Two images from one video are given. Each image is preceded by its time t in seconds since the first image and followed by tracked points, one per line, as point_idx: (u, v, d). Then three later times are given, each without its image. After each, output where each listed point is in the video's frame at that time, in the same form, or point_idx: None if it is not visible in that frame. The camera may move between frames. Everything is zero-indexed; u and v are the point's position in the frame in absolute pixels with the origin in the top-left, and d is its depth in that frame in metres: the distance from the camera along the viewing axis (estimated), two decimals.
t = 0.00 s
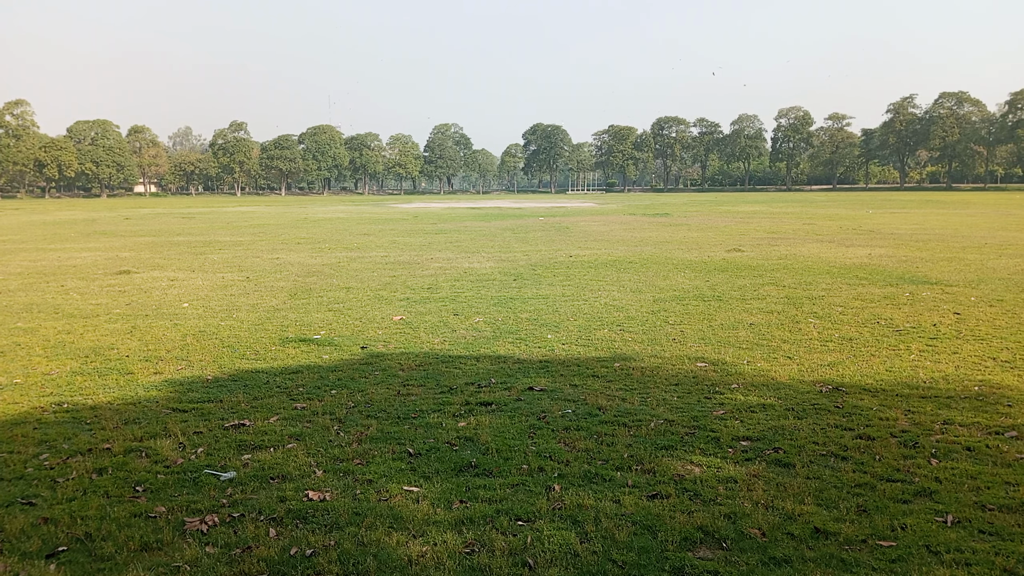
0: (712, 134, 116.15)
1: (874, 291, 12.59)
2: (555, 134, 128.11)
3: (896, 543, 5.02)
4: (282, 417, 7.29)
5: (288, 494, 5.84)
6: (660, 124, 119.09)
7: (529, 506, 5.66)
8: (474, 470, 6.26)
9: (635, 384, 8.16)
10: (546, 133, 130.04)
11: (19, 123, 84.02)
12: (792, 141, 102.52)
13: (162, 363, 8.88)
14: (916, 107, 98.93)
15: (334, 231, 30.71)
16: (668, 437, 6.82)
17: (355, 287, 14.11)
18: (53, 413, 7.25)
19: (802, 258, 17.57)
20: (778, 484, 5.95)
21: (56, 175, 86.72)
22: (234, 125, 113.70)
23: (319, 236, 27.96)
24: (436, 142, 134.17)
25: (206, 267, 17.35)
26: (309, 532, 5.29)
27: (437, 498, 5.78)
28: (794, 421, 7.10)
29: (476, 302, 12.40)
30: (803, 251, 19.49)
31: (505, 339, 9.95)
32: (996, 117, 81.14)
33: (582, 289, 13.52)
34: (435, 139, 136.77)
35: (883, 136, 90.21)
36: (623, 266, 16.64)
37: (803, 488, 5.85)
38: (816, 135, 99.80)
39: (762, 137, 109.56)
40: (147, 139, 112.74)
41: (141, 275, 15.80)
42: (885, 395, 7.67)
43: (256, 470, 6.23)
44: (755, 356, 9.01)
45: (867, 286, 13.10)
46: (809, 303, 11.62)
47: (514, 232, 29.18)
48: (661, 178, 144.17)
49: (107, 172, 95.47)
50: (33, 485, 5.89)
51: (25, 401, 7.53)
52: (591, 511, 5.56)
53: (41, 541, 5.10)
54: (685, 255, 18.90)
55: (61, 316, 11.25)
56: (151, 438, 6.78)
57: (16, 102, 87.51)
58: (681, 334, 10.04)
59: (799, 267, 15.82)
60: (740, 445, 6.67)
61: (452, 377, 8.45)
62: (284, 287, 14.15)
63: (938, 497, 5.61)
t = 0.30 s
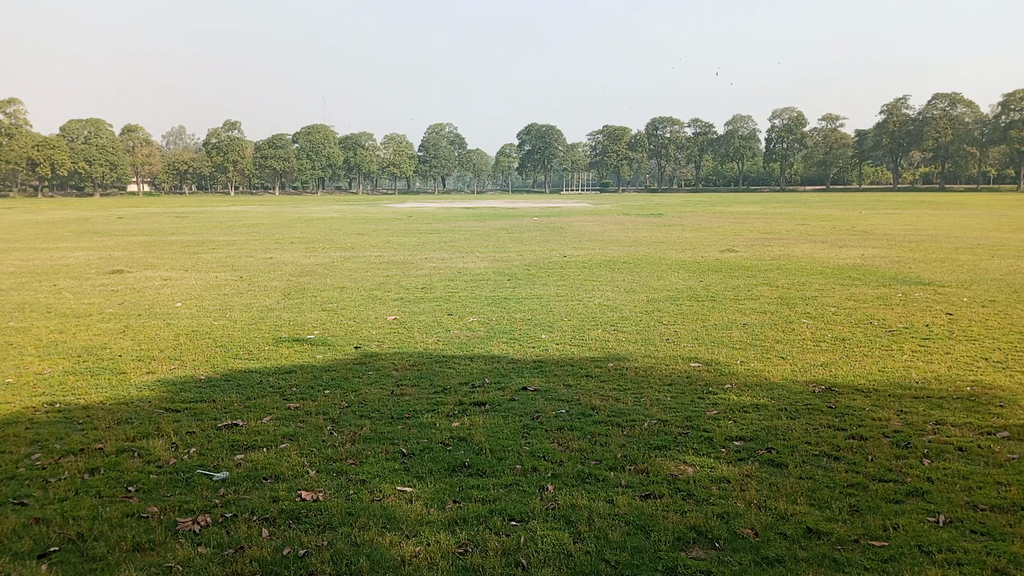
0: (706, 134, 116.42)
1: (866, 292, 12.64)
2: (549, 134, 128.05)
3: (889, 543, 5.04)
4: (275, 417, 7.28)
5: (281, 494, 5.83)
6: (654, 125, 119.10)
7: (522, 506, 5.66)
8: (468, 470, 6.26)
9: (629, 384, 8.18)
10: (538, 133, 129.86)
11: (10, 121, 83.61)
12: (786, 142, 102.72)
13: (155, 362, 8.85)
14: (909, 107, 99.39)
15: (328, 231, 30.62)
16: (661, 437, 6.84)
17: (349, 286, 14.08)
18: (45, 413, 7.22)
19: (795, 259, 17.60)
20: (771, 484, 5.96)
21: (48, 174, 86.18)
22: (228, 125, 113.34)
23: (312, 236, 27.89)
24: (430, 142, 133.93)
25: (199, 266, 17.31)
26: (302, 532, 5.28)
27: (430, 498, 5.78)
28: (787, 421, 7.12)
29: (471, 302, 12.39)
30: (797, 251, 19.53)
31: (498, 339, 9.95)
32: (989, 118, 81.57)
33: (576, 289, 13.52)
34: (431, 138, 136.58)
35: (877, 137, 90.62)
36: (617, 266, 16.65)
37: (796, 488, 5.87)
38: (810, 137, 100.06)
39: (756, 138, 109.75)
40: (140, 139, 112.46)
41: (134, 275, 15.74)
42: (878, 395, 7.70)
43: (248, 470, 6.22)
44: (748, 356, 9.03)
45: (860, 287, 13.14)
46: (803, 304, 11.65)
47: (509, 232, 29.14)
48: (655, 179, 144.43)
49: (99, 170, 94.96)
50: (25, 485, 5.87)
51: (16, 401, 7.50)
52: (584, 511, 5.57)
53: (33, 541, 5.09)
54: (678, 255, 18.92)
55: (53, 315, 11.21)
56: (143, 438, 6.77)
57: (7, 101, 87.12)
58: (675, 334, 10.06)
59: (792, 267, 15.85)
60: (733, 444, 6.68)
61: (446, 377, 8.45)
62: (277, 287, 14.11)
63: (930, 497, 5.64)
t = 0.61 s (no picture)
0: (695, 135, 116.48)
1: (856, 292, 12.70)
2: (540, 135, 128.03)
3: (878, 543, 5.06)
4: (266, 418, 7.27)
5: (271, 495, 5.82)
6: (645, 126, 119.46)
7: (513, 506, 5.67)
8: (459, 471, 6.26)
9: (620, 384, 8.19)
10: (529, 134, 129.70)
11: None
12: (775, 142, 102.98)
13: (145, 364, 8.82)
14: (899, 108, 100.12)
15: (319, 231, 30.60)
16: (652, 438, 6.85)
17: (340, 287, 14.06)
18: (34, 414, 7.19)
19: (786, 259, 17.68)
20: (761, 484, 5.98)
21: (36, 175, 85.68)
22: (218, 125, 113.04)
23: (303, 236, 27.85)
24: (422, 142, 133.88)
25: (189, 267, 17.27)
26: (292, 534, 5.27)
27: (421, 499, 5.78)
28: (777, 421, 7.15)
29: (462, 303, 12.40)
30: (787, 252, 19.63)
31: (490, 340, 9.95)
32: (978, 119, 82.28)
33: (568, 290, 13.54)
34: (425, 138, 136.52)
35: (866, 138, 91.15)
36: (609, 266, 16.69)
37: (786, 487, 5.89)
38: (800, 138, 100.37)
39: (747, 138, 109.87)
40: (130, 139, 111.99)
41: (124, 276, 15.69)
42: (867, 395, 7.73)
43: (239, 472, 6.21)
44: (739, 356, 9.06)
45: (850, 287, 13.20)
46: (793, 304, 11.71)
47: (500, 233, 29.17)
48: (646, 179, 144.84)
49: (89, 171, 94.53)
50: (13, 487, 5.84)
51: (4, 403, 7.46)
52: (575, 511, 5.58)
53: (21, 543, 5.06)
54: (669, 255, 18.97)
55: (42, 316, 11.17)
56: (132, 439, 6.75)
57: None
58: (666, 334, 10.08)
59: (783, 268, 15.92)
60: (724, 444, 6.71)
61: (438, 377, 8.46)
62: (268, 287, 14.08)
63: (920, 496, 5.67)
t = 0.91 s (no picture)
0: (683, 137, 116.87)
1: (843, 292, 12.78)
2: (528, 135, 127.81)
3: (863, 541, 5.10)
4: (252, 418, 7.25)
5: (257, 496, 5.80)
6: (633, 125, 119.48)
7: (501, 506, 5.67)
8: (447, 471, 6.27)
9: (607, 384, 8.21)
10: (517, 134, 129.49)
11: None
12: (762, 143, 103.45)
13: (130, 364, 8.78)
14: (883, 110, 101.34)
15: (307, 231, 30.51)
16: (639, 437, 6.87)
17: (327, 287, 14.03)
18: (17, 415, 7.14)
19: (772, 259, 17.79)
20: (747, 483, 6.01)
21: (21, 174, 84.90)
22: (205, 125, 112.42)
23: (291, 236, 27.78)
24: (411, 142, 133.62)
25: (176, 267, 17.19)
26: (279, 535, 5.25)
27: (408, 499, 5.77)
28: (764, 421, 7.18)
29: (450, 303, 12.40)
30: (774, 252, 19.76)
31: (477, 339, 9.96)
32: (962, 120, 83.32)
33: (555, 290, 13.56)
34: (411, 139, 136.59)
35: (852, 139, 91.86)
36: (597, 266, 16.73)
37: (772, 487, 5.92)
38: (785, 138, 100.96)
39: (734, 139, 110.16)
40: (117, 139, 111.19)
41: (109, 276, 15.59)
42: (853, 394, 7.78)
43: (224, 473, 6.18)
44: (726, 356, 9.10)
45: (837, 287, 13.28)
46: (780, 304, 11.77)
47: (488, 233, 29.20)
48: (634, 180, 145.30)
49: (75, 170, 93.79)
50: None
51: None
52: (563, 511, 5.59)
53: (4, 546, 5.02)
54: (657, 255, 19.04)
55: (26, 316, 11.09)
56: (117, 440, 6.71)
57: None
58: (653, 334, 10.11)
59: (770, 268, 16.01)
60: (710, 444, 6.73)
61: (425, 377, 8.45)
62: (255, 287, 14.03)
63: (905, 495, 5.71)
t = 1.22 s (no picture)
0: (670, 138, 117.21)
1: (828, 292, 12.89)
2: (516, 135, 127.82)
3: (847, 541, 5.14)
4: (237, 420, 7.22)
5: (242, 498, 5.78)
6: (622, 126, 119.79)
7: (487, 507, 5.68)
8: (433, 472, 6.27)
9: (594, 385, 8.23)
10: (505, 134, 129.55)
11: None
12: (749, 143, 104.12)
13: (114, 366, 8.72)
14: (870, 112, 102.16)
15: (293, 232, 30.43)
16: (625, 438, 6.89)
17: (313, 288, 14.00)
18: None
19: (756, 260, 17.94)
20: (733, 483, 6.05)
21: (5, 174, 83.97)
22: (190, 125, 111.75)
23: (276, 237, 27.69)
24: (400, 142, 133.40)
25: (160, 268, 17.11)
26: (264, 537, 5.24)
27: (395, 501, 5.77)
28: (749, 421, 7.23)
29: (437, 303, 12.41)
30: (760, 253, 19.91)
31: (464, 340, 9.96)
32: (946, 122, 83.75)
33: (542, 291, 13.59)
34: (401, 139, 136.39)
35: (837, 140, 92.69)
36: (583, 267, 16.78)
37: (757, 486, 5.96)
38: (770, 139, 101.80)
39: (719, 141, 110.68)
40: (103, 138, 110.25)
41: (93, 276, 15.47)
42: (837, 395, 7.84)
43: (210, 475, 6.15)
44: (711, 356, 9.15)
45: (821, 287, 13.40)
46: (765, 304, 11.85)
47: (475, 233, 29.21)
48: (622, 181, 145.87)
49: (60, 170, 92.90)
50: None
51: None
52: (549, 511, 5.60)
53: None
54: (643, 256, 19.14)
55: (8, 317, 11.00)
56: (101, 442, 6.66)
57: None
58: (639, 335, 10.15)
59: (755, 268, 16.12)
60: (696, 444, 6.77)
61: (411, 378, 8.45)
62: (240, 288, 13.98)
63: (889, 494, 5.77)
